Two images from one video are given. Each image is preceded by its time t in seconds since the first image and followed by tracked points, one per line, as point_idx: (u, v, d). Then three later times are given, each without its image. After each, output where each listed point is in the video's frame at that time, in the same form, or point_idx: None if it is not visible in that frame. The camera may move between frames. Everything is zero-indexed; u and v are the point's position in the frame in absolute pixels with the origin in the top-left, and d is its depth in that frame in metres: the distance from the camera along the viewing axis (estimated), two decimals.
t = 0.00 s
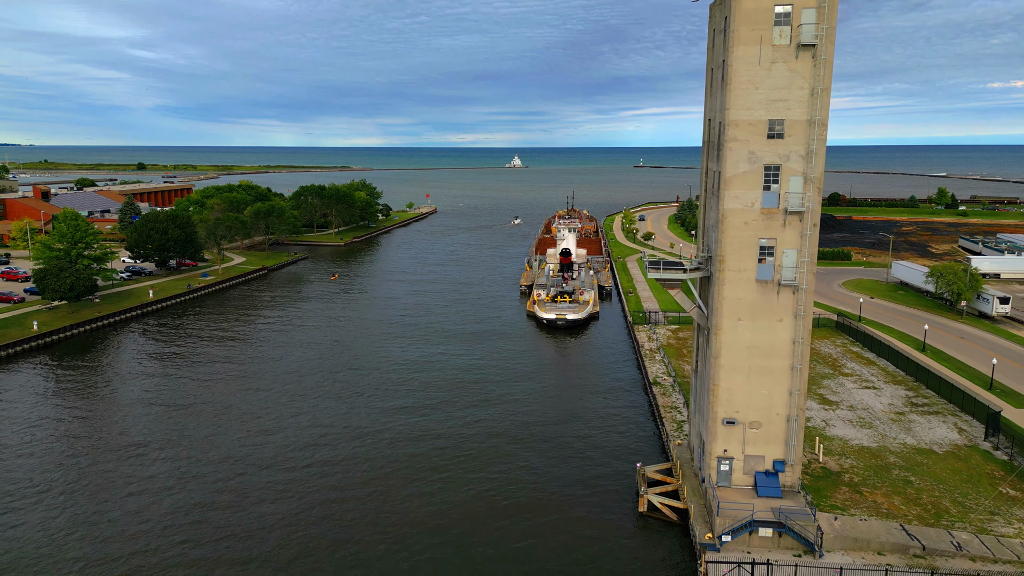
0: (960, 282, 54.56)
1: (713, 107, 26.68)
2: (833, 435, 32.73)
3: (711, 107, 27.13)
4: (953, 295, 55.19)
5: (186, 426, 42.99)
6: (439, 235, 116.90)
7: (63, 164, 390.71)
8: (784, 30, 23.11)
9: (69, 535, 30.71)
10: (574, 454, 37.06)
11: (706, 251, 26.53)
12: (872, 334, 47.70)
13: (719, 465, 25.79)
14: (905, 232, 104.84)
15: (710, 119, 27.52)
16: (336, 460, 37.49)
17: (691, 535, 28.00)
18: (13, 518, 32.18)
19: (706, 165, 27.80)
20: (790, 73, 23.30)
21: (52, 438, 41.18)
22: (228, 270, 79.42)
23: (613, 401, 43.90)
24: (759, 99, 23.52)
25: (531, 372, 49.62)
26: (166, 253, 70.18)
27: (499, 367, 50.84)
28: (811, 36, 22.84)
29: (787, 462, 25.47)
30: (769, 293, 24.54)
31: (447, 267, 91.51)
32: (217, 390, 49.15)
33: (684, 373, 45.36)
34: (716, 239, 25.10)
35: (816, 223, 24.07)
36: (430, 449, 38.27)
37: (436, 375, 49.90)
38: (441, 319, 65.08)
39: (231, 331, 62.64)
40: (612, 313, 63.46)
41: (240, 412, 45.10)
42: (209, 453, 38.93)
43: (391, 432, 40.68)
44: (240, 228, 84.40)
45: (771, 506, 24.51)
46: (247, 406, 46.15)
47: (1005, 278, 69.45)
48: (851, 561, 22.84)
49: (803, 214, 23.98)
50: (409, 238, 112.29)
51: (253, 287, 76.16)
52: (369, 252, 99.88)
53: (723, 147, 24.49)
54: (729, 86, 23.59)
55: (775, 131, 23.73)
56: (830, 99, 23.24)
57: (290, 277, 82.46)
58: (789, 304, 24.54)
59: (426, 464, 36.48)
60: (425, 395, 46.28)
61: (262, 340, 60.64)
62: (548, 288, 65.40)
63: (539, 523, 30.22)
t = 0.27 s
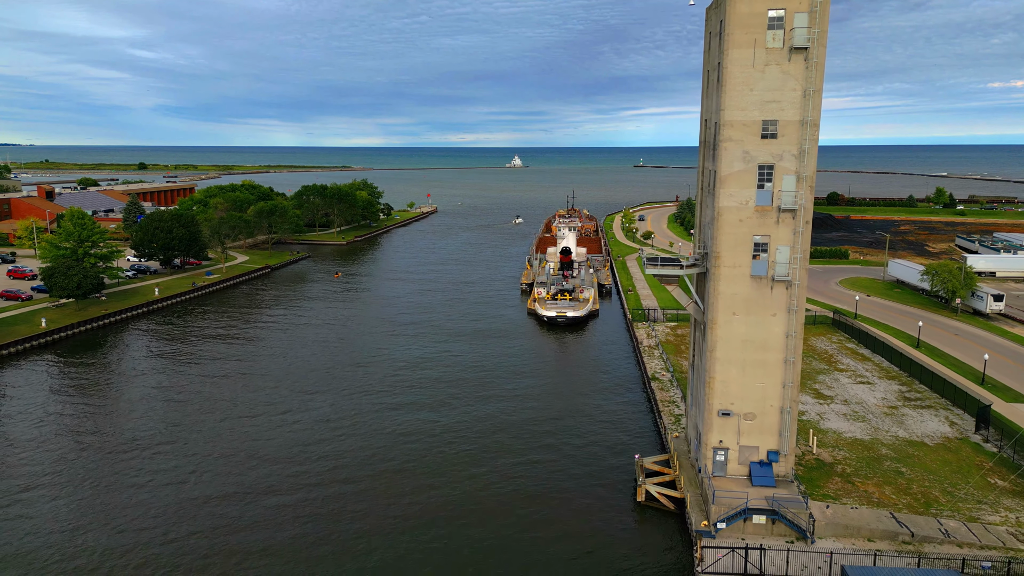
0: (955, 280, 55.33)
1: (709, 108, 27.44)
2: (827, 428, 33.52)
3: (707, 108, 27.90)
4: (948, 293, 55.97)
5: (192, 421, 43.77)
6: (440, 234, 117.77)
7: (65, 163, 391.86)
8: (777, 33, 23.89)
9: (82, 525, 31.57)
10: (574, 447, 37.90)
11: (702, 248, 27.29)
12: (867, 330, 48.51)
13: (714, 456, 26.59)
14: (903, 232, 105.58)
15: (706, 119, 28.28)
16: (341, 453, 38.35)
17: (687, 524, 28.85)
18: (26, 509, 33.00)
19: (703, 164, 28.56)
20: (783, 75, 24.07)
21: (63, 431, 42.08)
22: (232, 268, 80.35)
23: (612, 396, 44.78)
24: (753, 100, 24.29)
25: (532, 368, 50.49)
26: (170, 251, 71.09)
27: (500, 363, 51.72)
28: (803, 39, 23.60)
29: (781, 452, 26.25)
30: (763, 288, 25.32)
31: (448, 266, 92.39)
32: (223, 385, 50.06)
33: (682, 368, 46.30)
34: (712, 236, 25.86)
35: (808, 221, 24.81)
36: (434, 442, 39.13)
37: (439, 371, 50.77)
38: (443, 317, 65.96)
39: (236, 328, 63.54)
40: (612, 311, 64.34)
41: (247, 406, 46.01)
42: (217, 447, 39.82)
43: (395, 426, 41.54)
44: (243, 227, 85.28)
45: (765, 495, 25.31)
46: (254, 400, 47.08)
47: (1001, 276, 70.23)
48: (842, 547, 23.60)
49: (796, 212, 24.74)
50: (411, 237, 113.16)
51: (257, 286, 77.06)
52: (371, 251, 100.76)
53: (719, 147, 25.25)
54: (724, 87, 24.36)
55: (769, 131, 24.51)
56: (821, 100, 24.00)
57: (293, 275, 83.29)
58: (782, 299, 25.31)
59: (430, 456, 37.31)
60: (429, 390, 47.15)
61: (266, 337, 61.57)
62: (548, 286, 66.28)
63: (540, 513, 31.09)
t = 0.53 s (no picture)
0: (949, 278, 56.12)
1: (705, 109, 28.15)
2: (821, 421, 34.33)
3: (704, 108, 28.60)
4: (943, 291, 56.79)
5: (199, 417, 44.58)
6: (441, 233, 118.65)
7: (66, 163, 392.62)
8: (771, 36, 24.65)
9: (95, 516, 32.39)
10: (576, 441, 38.80)
11: (698, 245, 28.05)
12: (862, 327, 49.36)
13: (711, 447, 27.34)
14: (900, 231, 106.37)
15: (703, 119, 28.99)
16: (347, 446, 39.30)
17: (685, 515, 29.63)
18: (39, 502, 33.81)
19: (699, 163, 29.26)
20: (776, 77, 24.83)
21: (73, 426, 43.00)
22: (236, 267, 81.23)
23: (612, 392, 45.70)
24: (747, 102, 25.07)
25: (533, 364, 51.38)
26: (175, 250, 71.94)
27: (502, 360, 52.62)
28: (796, 42, 24.38)
29: (775, 443, 27.03)
30: (757, 284, 26.09)
31: (449, 265, 93.28)
32: (229, 381, 50.91)
33: (680, 364, 47.26)
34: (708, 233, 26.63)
35: (801, 218, 25.56)
36: (437, 436, 40.04)
37: (441, 368, 51.64)
38: (444, 315, 66.86)
39: (241, 326, 64.43)
40: (611, 308, 65.25)
41: (253, 402, 46.87)
42: (226, 440, 40.74)
43: (401, 421, 42.46)
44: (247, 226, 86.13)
45: (760, 484, 26.11)
46: (260, 396, 47.95)
47: (996, 275, 71.04)
48: (833, 534, 24.41)
49: (789, 210, 25.49)
50: (412, 236, 114.03)
51: (261, 284, 77.99)
52: (373, 249, 101.67)
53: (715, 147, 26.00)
54: (719, 89, 25.12)
55: (763, 132, 25.29)
56: (814, 101, 24.76)
57: (296, 274, 84.21)
58: (776, 294, 26.10)
59: (433, 450, 38.14)
60: (432, 386, 48.03)
61: (270, 334, 62.42)
62: (548, 284, 67.13)
63: (542, 503, 32.00)
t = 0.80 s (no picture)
0: (945, 276, 56.87)
1: (702, 109, 28.93)
2: (815, 415, 35.14)
3: (700, 109, 29.37)
4: (938, 289, 57.57)
5: (205, 412, 45.37)
6: (442, 232, 119.48)
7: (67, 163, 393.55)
8: (764, 40, 25.44)
9: (107, 506, 33.28)
10: (575, 435, 39.66)
11: (695, 242, 28.84)
12: (857, 324, 50.16)
13: (706, 438, 28.13)
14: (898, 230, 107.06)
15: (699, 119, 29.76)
16: (352, 439, 40.15)
17: (682, 505, 30.40)
18: (51, 494, 34.60)
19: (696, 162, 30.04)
20: (770, 79, 25.60)
21: (82, 420, 43.88)
22: (239, 266, 82.09)
23: (611, 387, 46.56)
24: (742, 103, 25.87)
25: (534, 361, 52.24)
26: (180, 249, 72.75)
27: (503, 356, 53.47)
28: (789, 46, 25.16)
29: (769, 434, 27.81)
30: (752, 279, 26.87)
31: (450, 264, 94.12)
32: (235, 377, 51.79)
33: (678, 360, 48.18)
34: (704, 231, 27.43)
35: (794, 216, 26.33)
36: (440, 430, 40.88)
37: (443, 364, 52.47)
38: (446, 313, 67.70)
39: (245, 323, 65.30)
40: (611, 306, 66.12)
41: (258, 398, 47.71)
42: (233, 435, 41.58)
43: (404, 416, 43.29)
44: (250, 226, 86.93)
45: (754, 474, 26.91)
46: (265, 392, 48.82)
47: (992, 273, 71.81)
48: (824, 521, 25.22)
49: (783, 208, 26.28)
50: (413, 236, 114.85)
51: (264, 282, 78.86)
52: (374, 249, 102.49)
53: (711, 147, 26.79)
54: (715, 91, 25.92)
55: (757, 132, 26.08)
56: (806, 103, 25.56)
57: (299, 272, 85.04)
58: (770, 289, 26.87)
59: (436, 444, 38.98)
60: (434, 382, 48.85)
61: (274, 332, 63.26)
62: (549, 282, 67.99)
63: (543, 494, 32.87)
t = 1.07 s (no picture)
0: (940, 274, 57.64)
1: (699, 110, 29.70)
2: (810, 409, 35.90)
3: (697, 110, 30.14)
4: (933, 287, 58.35)
5: (211, 408, 46.16)
6: (444, 232, 120.30)
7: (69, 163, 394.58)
8: (759, 43, 26.20)
9: (119, 498, 34.11)
10: (575, 429, 40.50)
11: (691, 240, 29.61)
12: (853, 321, 50.94)
13: (703, 430, 28.92)
14: (897, 229, 107.81)
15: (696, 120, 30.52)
16: (357, 434, 40.97)
17: (679, 496, 31.21)
18: (63, 487, 35.38)
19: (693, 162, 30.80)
20: (765, 81, 26.37)
21: (91, 416, 44.67)
22: (243, 264, 82.91)
23: (610, 383, 47.40)
24: (737, 105, 26.65)
25: (535, 357, 53.08)
26: (184, 248, 73.54)
27: (504, 353, 54.30)
28: (783, 48, 25.92)
29: (764, 426, 28.59)
30: (747, 276, 27.64)
31: (452, 263, 94.91)
32: (240, 374, 52.62)
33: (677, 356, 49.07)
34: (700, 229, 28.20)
35: (788, 214, 27.09)
36: (443, 424, 41.69)
37: (446, 361, 53.30)
38: (448, 311, 68.52)
39: (249, 321, 66.11)
40: (611, 304, 66.93)
41: (263, 394, 48.52)
42: (240, 430, 42.39)
43: (408, 411, 44.08)
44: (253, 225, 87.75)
45: (748, 464, 27.70)
46: (270, 388, 49.64)
47: (988, 272, 72.59)
48: (817, 510, 26.01)
49: (777, 206, 27.05)
50: (415, 235, 115.66)
51: (267, 281, 79.68)
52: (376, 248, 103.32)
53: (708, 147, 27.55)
54: (711, 93, 26.70)
55: (752, 132, 26.85)
56: (800, 103, 26.32)
57: (302, 271, 85.86)
58: (765, 285, 27.63)
59: (440, 438, 39.81)
60: (437, 378, 49.66)
61: (278, 330, 64.08)
62: (549, 280, 68.83)
63: (544, 485, 33.70)
